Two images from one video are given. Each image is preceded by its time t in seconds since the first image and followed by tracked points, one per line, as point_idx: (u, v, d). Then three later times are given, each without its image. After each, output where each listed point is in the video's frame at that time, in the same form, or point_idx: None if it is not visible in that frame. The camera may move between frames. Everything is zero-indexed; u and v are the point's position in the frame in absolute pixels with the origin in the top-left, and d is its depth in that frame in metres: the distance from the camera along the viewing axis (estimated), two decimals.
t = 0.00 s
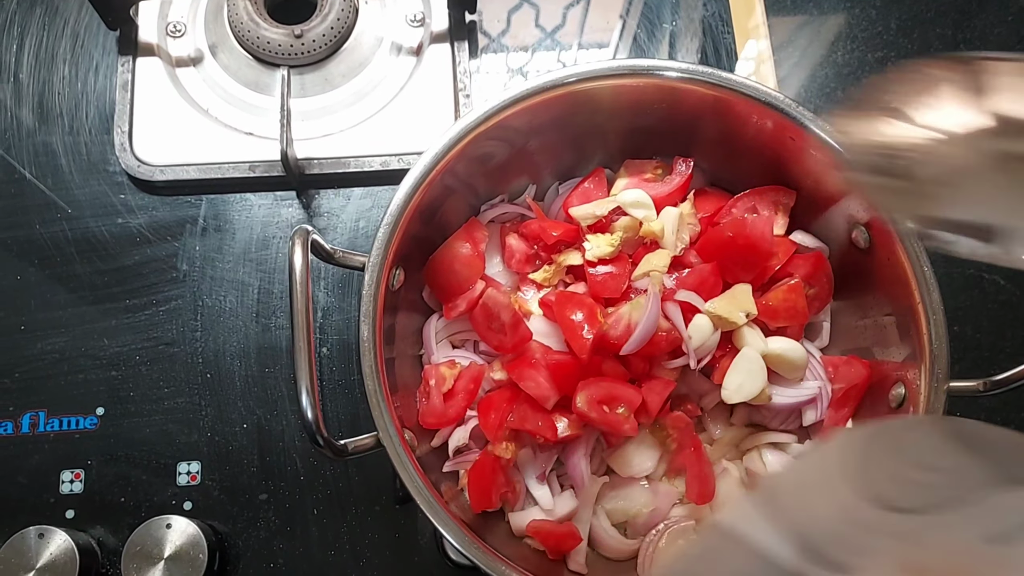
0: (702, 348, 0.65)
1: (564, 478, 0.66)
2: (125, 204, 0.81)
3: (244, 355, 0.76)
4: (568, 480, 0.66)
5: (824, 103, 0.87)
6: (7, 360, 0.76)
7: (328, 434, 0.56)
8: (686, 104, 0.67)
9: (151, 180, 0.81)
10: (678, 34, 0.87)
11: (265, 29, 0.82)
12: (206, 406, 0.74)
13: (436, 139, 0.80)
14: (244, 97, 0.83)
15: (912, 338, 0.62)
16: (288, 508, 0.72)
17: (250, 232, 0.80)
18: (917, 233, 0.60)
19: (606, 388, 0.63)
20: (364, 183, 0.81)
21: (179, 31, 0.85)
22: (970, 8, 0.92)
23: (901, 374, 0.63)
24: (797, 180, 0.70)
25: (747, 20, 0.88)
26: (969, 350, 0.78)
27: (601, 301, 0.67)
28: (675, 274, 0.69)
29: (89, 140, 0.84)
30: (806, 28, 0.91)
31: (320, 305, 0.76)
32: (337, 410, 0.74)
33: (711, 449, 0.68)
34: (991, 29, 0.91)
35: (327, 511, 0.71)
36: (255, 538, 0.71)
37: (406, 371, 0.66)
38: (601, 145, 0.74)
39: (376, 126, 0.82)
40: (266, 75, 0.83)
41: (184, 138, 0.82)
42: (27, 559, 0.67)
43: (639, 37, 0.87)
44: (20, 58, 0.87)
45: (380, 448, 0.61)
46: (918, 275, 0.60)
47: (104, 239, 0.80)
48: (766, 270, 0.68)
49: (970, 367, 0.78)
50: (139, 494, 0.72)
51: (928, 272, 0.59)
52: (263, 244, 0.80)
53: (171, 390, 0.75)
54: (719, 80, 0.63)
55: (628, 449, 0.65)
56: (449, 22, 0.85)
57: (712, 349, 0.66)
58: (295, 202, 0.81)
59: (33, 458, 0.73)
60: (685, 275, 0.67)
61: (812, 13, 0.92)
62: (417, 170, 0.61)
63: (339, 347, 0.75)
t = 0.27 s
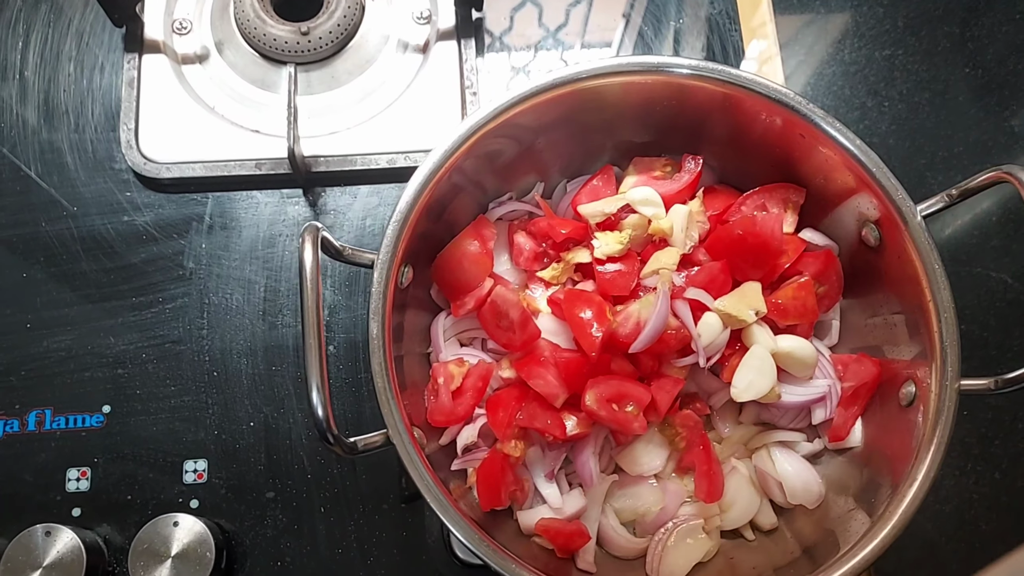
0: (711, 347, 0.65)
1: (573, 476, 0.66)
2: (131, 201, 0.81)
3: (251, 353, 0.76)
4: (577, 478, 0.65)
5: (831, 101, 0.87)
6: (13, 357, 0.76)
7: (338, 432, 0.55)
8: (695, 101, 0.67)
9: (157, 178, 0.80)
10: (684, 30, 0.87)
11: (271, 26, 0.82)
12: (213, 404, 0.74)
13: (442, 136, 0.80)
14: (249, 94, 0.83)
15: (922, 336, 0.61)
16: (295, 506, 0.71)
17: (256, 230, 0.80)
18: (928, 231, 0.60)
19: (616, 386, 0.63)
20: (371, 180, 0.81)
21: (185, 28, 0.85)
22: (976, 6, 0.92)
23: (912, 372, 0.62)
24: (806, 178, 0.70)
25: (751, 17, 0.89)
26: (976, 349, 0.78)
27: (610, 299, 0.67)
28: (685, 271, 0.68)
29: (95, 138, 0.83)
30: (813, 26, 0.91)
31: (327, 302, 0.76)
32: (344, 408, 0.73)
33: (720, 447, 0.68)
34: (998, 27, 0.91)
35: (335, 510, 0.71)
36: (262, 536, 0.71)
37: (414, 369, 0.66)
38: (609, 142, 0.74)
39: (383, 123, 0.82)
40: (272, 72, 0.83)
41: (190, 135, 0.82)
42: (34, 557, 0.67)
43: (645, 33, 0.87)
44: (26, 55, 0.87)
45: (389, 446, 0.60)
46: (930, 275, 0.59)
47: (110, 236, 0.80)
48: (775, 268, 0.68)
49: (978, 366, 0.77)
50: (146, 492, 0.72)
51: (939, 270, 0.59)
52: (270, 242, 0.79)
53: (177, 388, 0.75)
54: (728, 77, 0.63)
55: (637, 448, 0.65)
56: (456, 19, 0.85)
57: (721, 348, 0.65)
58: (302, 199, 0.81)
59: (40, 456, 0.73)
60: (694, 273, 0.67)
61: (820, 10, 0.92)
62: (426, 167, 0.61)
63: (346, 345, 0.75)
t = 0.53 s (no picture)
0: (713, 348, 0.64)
1: (573, 479, 0.65)
2: (128, 200, 0.80)
3: (249, 353, 0.75)
4: (577, 480, 0.65)
5: (833, 100, 0.86)
6: (9, 357, 0.75)
7: (336, 434, 0.55)
8: (698, 99, 0.67)
9: (154, 177, 0.80)
10: (685, 28, 0.86)
11: (270, 24, 0.82)
12: (210, 405, 0.74)
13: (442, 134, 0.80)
14: (247, 92, 0.82)
15: (927, 337, 0.61)
16: (293, 508, 0.71)
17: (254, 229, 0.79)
18: (934, 230, 0.59)
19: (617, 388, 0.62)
20: (370, 179, 0.80)
21: (183, 26, 0.84)
22: (980, 4, 0.91)
23: (916, 374, 0.62)
24: (809, 177, 0.69)
25: (753, 14, 0.88)
26: (979, 350, 0.77)
27: (611, 299, 0.66)
28: (687, 271, 0.68)
29: (92, 136, 0.83)
30: (815, 24, 0.90)
31: (325, 302, 0.76)
32: (342, 409, 0.73)
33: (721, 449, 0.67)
34: (1001, 25, 0.90)
35: (333, 512, 0.71)
36: (260, 538, 0.70)
37: (413, 371, 0.65)
38: (610, 141, 0.73)
39: (382, 122, 0.81)
40: (270, 70, 0.82)
41: (188, 134, 0.81)
42: (29, 559, 0.66)
43: (646, 29, 0.87)
44: (22, 53, 0.86)
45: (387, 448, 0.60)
46: (935, 275, 0.59)
47: (107, 236, 0.79)
48: (778, 268, 0.67)
49: (981, 367, 0.77)
50: (142, 494, 0.71)
51: (945, 270, 0.58)
52: (267, 242, 0.79)
53: (175, 389, 0.74)
54: (731, 75, 0.62)
55: (638, 450, 0.64)
56: (456, 17, 0.84)
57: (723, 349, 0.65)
58: (300, 198, 0.80)
59: (35, 457, 0.72)
60: (697, 273, 0.66)
61: (821, 8, 0.91)
62: (425, 167, 0.60)
63: (344, 345, 0.75)
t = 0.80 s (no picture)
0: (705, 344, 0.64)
1: (563, 476, 0.64)
2: (115, 195, 0.79)
3: (237, 350, 0.74)
4: (568, 478, 0.64)
5: (829, 94, 0.86)
6: None
7: (320, 431, 0.54)
8: (690, 92, 0.66)
9: (142, 171, 0.79)
10: (681, 22, 0.85)
11: (259, 16, 0.81)
12: (198, 402, 0.73)
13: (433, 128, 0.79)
14: (236, 86, 0.81)
15: (922, 332, 0.60)
16: (281, 506, 0.70)
17: (243, 224, 0.78)
18: (929, 224, 0.59)
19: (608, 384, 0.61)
20: (360, 174, 0.79)
21: (171, 19, 0.84)
22: None
23: (911, 370, 0.61)
24: (803, 171, 0.69)
25: (751, 9, 0.86)
26: (975, 346, 0.76)
27: (602, 295, 0.66)
28: (679, 266, 0.67)
29: (79, 130, 0.82)
30: (811, 17, 0.89)
31: (314, 298, 0.75)
32: (331, 406, 0.72)
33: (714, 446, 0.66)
34: (999, 19, 0.90)
35: (322, 509, 0.70)
36: (248, 536, 0.69)
37: (401, 367, 0.64)
38: (602, 135, 0.72)
39: (373, 115, 0.80)
40: (260, 64, 0.82)
41: (176, 128, 0.80)
42: (13, 558, 0.65)
43: (642, 24, 0.86)
44: (8, 46, 0.85)
45: (373, 446, 0.59)
46: (931, 270, 0.58)
47: (94, 231, 0.78)
48: (772, 263, 0.66)
49: (977, 364, 0.76)
50: (129, 492, 0.70)
51: (940, 264, 0.58)
52: (256, 237, 0.78)
53: (162, 386, 0.73)
54: (724, 67, 0.61)
55: (629, 447, 0.63)
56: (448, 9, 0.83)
57: (715, 345, 0.64)
58: (290, 193, 0.79)
59: (21, 455, 0.71)
60: (689, 269, 0.65)
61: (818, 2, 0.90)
62: (412, 160, 0.60)
63: (333, 342, 0.74)
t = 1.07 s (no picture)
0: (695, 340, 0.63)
1: (553, 471, 0.64)
2: (105, 191, 0.79)
3: (227, 346, 0.74)
4: (558, 473, 0.64)
5: (822, 89, 0.85)
6: None
7: (307, 427, 0.54)
8: (680, 87, 0.66)
9: (132, 167, 0.78)
10: (675, 17, 0.85)
11: (249, 11, 0.81)
12: (188, 399, 0.73)
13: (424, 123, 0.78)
14: (227, 82, 0.81)
15: (911, 327, 0.60)
16: (272, 503, 0.70)
17: (233, 220, 0.78)
18: (918, 219, 0.58)
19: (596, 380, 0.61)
20: (351, 170, 0.79)
21: (161, 15, 0.83)
22: None
23: (901, 365, 0.61)
24: (794, 165, 0.68)
25: (745, 8, 0.85)
26: (968, 341, 0.76)
27: (592, 290, 0.65)
28: (669, 262, 0.67)
29: (69, 127, 0.81)
30: (804, 13, 0.89)
31: (305, 295, 0.75)
32: (322, 403, 0.72)
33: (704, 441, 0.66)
34: (993, 13, 0.89)
35: (312, 506, 0.70)
36: (238, 533, 0.69)
37: (391, 363, 0.64)
38: (592, 130, 0.72)
39: (364, 111, 0.80)
40: (250, 59, 0.82)
41: (165, 124, 0.79)
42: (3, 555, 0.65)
43: (635, 21, 0.85)
44: None
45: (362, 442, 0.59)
46: (919, 265, 0.58)
47: (84, 227, 0.78)
48: (762, 258, 0.66)
49: (969, 359, 0.76)
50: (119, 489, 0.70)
51: (929, 259, 0.57)
52: (246, 233, 0.78)
53: (152, 382, 0.73)
54: (714, 61, 0.61)
55: (619, 443, 0.63)
56: (439, 4, 0.82)
57: (705, 341, 0.64)
58: (280, 189, 0.79)
59: (11, 452, 0.71)
60: (679, 264, 0.65)
61: None
62: (400, 155, 0.59)
63: (324, 338, 0.74)
